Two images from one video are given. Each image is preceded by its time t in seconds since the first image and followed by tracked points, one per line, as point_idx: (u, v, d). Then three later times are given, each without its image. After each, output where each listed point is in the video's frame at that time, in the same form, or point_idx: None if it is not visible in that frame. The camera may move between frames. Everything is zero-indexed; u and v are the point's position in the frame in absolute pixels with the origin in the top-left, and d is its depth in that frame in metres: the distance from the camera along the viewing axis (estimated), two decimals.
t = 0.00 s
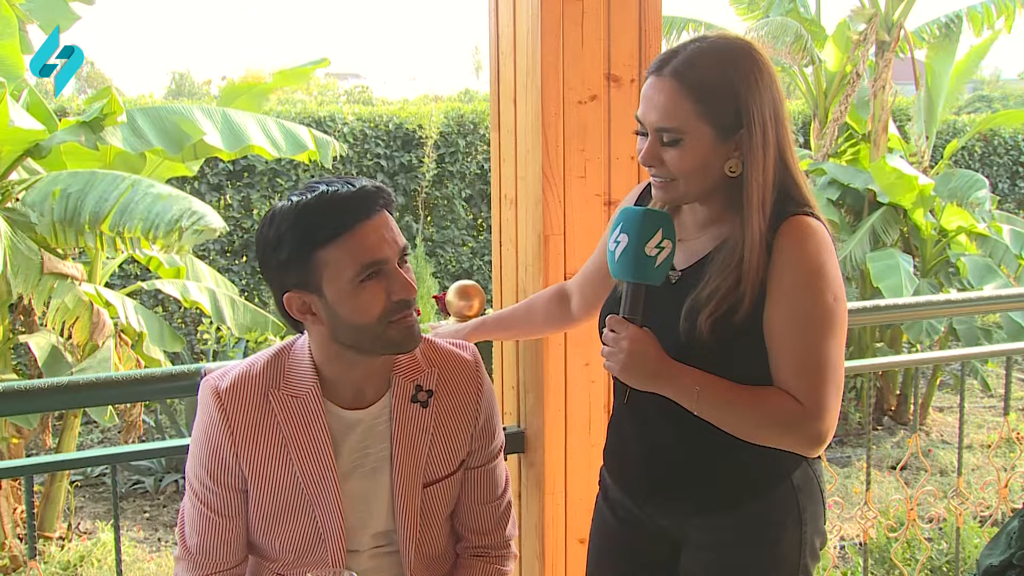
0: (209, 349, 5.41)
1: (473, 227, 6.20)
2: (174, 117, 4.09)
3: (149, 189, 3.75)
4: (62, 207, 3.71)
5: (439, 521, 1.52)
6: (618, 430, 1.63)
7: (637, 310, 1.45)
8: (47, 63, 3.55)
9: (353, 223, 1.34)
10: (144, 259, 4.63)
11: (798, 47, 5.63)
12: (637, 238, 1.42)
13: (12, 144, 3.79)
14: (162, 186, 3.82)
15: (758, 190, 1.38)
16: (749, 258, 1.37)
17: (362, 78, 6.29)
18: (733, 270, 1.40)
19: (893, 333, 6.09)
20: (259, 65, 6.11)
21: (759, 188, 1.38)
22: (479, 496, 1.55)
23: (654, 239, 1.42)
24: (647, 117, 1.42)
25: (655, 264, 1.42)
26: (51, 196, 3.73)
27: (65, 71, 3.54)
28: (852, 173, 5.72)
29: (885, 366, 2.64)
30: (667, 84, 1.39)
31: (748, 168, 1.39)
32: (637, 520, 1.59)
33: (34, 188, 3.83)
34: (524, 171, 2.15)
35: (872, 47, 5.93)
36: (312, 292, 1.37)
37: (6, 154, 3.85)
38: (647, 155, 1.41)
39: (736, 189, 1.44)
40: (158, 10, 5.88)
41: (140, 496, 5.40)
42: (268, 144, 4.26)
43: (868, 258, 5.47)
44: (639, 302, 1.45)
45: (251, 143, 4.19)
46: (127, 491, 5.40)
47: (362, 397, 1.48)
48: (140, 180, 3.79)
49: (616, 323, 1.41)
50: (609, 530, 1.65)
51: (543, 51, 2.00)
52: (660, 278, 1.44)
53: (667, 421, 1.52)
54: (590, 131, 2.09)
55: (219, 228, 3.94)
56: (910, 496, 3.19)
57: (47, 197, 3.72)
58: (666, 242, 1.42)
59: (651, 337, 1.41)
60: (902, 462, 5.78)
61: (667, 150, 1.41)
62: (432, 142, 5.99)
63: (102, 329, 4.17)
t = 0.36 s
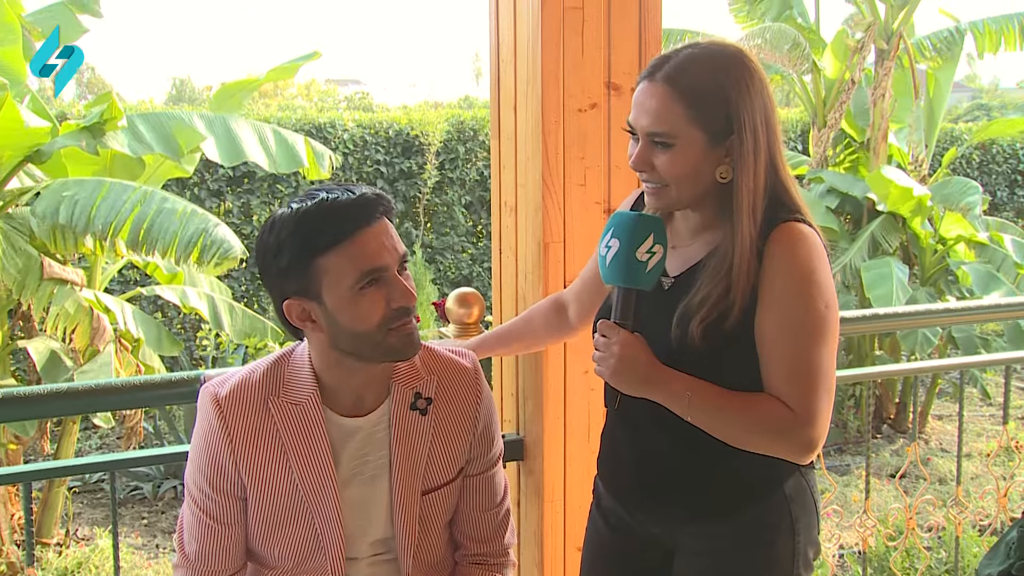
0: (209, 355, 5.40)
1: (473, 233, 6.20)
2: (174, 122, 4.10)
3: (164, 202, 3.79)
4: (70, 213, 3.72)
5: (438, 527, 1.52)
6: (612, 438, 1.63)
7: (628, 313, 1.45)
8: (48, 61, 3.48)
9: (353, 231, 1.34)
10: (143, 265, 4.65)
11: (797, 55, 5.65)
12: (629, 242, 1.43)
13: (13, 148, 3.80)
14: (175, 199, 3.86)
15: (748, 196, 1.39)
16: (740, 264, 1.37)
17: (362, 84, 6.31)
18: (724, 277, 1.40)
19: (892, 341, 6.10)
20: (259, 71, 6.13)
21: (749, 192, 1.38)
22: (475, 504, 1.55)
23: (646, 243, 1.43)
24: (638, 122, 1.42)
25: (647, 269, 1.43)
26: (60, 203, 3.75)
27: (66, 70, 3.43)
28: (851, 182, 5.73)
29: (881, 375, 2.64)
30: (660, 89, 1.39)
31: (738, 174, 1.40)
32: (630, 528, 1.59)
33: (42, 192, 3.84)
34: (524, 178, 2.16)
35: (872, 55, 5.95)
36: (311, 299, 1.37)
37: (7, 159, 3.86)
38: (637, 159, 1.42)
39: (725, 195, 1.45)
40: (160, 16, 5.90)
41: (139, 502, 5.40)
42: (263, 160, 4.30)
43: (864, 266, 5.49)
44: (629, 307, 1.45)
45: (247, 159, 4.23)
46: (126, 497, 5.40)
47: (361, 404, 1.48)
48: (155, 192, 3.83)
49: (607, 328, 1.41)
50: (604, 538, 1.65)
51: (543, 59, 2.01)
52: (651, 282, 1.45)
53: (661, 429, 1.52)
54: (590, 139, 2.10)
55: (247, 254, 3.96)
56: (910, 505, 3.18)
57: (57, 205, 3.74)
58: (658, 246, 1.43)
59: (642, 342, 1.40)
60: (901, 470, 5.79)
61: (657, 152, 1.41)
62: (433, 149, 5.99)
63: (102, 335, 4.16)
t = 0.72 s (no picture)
0: (212, 368, 5.41)
1: (476, 247, 6.22)
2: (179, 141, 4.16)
3: (163, 217, 3.79)
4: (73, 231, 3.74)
5: (442, 543, 1.53)
6: (616, 454, 1.63)
7: (630, 328, 1.45)
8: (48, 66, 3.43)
9: (358, 246, 1.35)
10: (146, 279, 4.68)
11: (802, 71, 5.66)
12: (630, 256, 1.44)
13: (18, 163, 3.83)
14: (175, 215, 3.87)
15: (749, 210, 1.40)
16: (742, 277, 1.38)
17: (366, 98, 6.33)
18: (726, 290, 1.41)
19: (895, 355, 6.09)
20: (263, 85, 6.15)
21: (749, 206, 1.39)
22: (480, 520, 1.55)
23: (646, 257, 1.44)
24: (640, 138, 1.43)
25: (647, 282, 1.44)
26: (63, 220, 3.77)
27: (65, 70, 3.45)
28: (854, 197, 5.73)
29: (885, 390, 2.65)
30: (660, 105, 1.40)
31: (739, 187, 1.41)
32: (635, 546, 1.59)
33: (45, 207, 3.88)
34: (528, 193, 2.17)
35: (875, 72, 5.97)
36: (316, 314, 1.38)
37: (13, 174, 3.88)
38: (640, 175, 1.42)
39: (725, 208, 1.46)
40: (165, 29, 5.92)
41: (141, 516, 5.39)
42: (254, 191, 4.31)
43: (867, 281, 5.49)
44: (631, 321, 1.45)
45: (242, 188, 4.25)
46: (128, 510, 5.39)
47: (366, 418, 1.49)
48: (156, 207, 3.85)
49: (610, 342, 1.42)
50: (609, 555, 1.64)
51: (548, 75, 2.03)
52: (652, 296, 1.46)
53: (666, 445, 1.52)
54: (594, 154, 2.11)
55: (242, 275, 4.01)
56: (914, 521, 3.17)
57: (59, 220, 3.76)
58: (658, 261, 1.44)
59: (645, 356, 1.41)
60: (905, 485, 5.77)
61: (660, 168, 1.42)
62: (436, 163, 6.01)
63: (104, 348, 4.18)
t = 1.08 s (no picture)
0: (210, 362, 5.42)
1: (474, 239, 6.21)
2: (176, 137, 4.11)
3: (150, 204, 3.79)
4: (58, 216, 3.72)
5: (442, 533, 1.53)
6: (617, 444, 1.63)
7: (629, 316, 1.46)
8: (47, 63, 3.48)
9: (356, 236, 1.35)
10: (145, 273, 4.69)
11: (800, 61, 5.66)
12: (628, 246, 1.44)
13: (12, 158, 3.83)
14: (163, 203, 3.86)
15: (745, 196, 1.40)
16: (739, 263, 1.38)
17: (363, 91, 6.33)
18: (722, 275, 1.41)
19: (893, 344, 6.11)
20: (260, 78, 6.15)
21: (744, 192, 1.40)
22: (480, 510, 1.55)
23: (644, 245, 1.44)
24: (635, 123, 1.43)
25: (646, 271, 1.44)
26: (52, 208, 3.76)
27: (65, 70, 3.51)
28: (853, 185, 5.70)
29: (884, 378, 2.65)
30: (655, 90, 1.40)
31: (734, 172, 1.41)
32: (637, 536, 1.59)
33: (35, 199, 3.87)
34: (525, 184, 2.17)
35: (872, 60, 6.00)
36: (314, 305, 1.38)
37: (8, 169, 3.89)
38: (635, 158, 1.42)
39: (722, 194, 1.46)
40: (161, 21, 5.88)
41: (141, 510, 5.40)
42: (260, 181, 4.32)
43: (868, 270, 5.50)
44: (630, 311, 1.45)
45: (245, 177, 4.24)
46: (128, 505, 5.40)
47: (365, 409, 1.49)
48: (143, 197, 3.83)
49: (610, 331, 1.42)
50: (609, 544, 1.65)
51: (545, 65, 2.02)
52: (651, 285, 1.46)
53: (666, 435, 1.53)
54: (592, 145, 2.11)
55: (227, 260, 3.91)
56: (914, 508, 3.18)
57: (48, 210, 3.75)
58: (656, 249, 1.45)
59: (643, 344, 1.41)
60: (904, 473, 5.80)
61: (655, 152, 1.42)
62: (433, 155, 6.00)
63: (101, 343, 4.18)
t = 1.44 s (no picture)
0: (203, 361, 5.43)
1: (467, 239, 6.21)
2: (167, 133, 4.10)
3: (151, 207, 3.78)
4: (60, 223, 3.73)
5: (434, 533, 1.53)
6: (609, 443, 1.64)
7: (622, 315, 1.45)
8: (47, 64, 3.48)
9: (347, 235, 1.35)
10: (138, 272, 4.66)
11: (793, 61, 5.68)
12: (623, 242, 1.44)
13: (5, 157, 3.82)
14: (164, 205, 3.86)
15: (742, 195, 1.40)
16: (733, 262, 1.38)
17: (355, 90, 6.33)
18: (716, 273, 1.41)
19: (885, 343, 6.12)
20: (253, 77, 6.14)
21: (742, 190, 1.39)
22: (473, 508, 1.55)
23: (640, 243, 1.44)
24: (635, 119, 1.43)
25: (640, 269, 1.45)
26: (49, 211, 3.74)
27: (65, 71, 3.47)
28: (845, 185, 5.76)
29: (875, 376, 2.65)
30: (655, 88, 1.40)
31: (733, 170, 1.41)
32: (629, 535, 1.59)
33: (31, 199, 3.81)
34: (518, 183, 2.17)
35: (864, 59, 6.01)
36: (306, 304, 1.38)
37: None
38: (635, 156, 1.42)
39: (719, 192, 1.46)
40: (152, 19, 5.87)
41: (133, 509, 5.39)
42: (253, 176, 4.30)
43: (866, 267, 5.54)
44: (623, 307, 1.45)
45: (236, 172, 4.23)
46: (120, 504, 5.39)
47: (357, 408, 1.49)
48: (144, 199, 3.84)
49: (603, 327, 1.43)
50: (600, 544, 1.65)
51: (537, 64, 2.02)
52: (645, 283, 1.47)
53: (657, 434, 1.53)
54: (584, 144, 2.11)
55: (229, 264, 3.91)
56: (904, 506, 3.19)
57: (45, 212, 3.73)
58: (651, 246, 1.45)
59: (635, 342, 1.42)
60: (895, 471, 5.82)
61: (655, 149, 1.42)
62: (425, 154, 6.00)
63: (94, 342, 4.17)
